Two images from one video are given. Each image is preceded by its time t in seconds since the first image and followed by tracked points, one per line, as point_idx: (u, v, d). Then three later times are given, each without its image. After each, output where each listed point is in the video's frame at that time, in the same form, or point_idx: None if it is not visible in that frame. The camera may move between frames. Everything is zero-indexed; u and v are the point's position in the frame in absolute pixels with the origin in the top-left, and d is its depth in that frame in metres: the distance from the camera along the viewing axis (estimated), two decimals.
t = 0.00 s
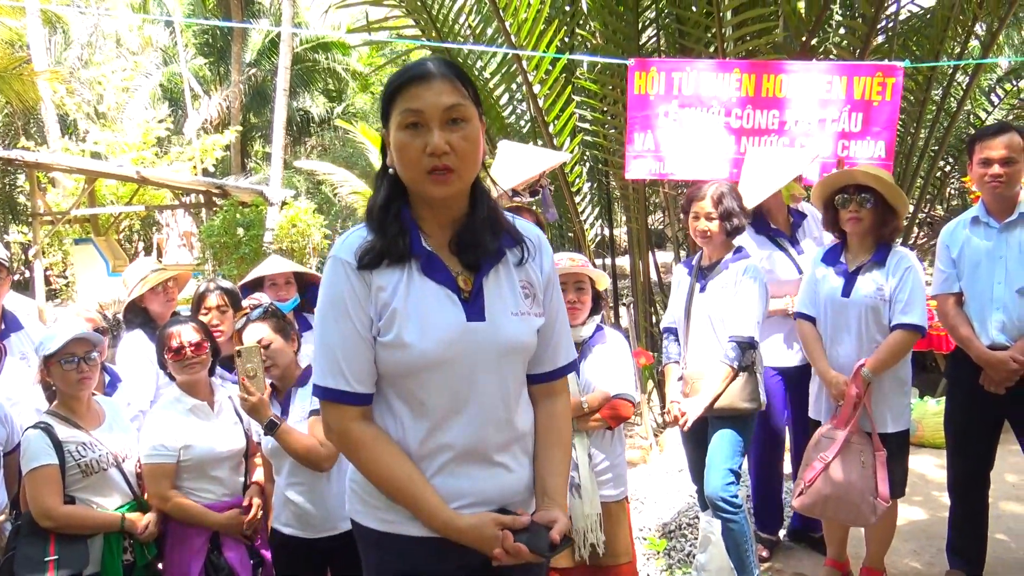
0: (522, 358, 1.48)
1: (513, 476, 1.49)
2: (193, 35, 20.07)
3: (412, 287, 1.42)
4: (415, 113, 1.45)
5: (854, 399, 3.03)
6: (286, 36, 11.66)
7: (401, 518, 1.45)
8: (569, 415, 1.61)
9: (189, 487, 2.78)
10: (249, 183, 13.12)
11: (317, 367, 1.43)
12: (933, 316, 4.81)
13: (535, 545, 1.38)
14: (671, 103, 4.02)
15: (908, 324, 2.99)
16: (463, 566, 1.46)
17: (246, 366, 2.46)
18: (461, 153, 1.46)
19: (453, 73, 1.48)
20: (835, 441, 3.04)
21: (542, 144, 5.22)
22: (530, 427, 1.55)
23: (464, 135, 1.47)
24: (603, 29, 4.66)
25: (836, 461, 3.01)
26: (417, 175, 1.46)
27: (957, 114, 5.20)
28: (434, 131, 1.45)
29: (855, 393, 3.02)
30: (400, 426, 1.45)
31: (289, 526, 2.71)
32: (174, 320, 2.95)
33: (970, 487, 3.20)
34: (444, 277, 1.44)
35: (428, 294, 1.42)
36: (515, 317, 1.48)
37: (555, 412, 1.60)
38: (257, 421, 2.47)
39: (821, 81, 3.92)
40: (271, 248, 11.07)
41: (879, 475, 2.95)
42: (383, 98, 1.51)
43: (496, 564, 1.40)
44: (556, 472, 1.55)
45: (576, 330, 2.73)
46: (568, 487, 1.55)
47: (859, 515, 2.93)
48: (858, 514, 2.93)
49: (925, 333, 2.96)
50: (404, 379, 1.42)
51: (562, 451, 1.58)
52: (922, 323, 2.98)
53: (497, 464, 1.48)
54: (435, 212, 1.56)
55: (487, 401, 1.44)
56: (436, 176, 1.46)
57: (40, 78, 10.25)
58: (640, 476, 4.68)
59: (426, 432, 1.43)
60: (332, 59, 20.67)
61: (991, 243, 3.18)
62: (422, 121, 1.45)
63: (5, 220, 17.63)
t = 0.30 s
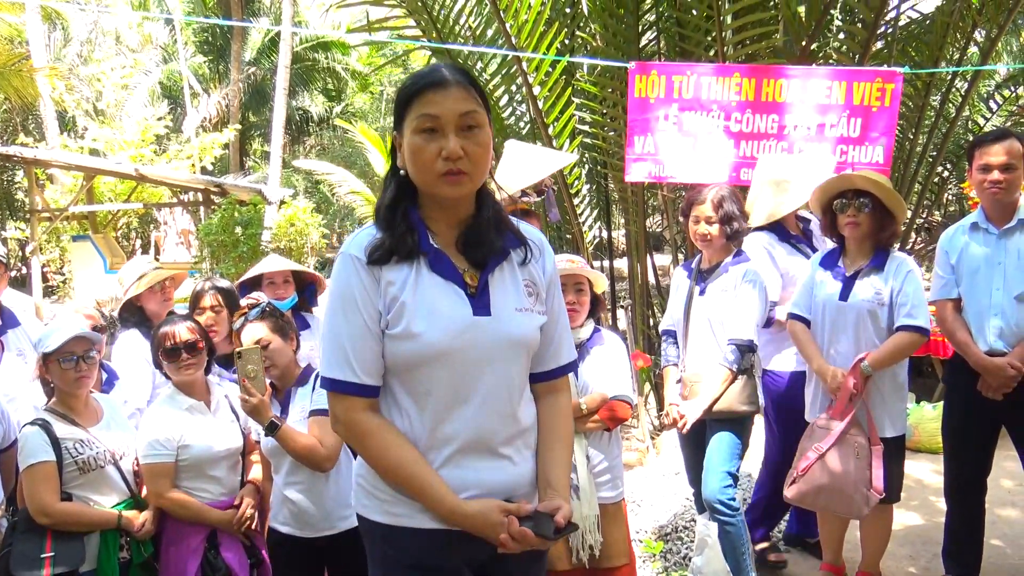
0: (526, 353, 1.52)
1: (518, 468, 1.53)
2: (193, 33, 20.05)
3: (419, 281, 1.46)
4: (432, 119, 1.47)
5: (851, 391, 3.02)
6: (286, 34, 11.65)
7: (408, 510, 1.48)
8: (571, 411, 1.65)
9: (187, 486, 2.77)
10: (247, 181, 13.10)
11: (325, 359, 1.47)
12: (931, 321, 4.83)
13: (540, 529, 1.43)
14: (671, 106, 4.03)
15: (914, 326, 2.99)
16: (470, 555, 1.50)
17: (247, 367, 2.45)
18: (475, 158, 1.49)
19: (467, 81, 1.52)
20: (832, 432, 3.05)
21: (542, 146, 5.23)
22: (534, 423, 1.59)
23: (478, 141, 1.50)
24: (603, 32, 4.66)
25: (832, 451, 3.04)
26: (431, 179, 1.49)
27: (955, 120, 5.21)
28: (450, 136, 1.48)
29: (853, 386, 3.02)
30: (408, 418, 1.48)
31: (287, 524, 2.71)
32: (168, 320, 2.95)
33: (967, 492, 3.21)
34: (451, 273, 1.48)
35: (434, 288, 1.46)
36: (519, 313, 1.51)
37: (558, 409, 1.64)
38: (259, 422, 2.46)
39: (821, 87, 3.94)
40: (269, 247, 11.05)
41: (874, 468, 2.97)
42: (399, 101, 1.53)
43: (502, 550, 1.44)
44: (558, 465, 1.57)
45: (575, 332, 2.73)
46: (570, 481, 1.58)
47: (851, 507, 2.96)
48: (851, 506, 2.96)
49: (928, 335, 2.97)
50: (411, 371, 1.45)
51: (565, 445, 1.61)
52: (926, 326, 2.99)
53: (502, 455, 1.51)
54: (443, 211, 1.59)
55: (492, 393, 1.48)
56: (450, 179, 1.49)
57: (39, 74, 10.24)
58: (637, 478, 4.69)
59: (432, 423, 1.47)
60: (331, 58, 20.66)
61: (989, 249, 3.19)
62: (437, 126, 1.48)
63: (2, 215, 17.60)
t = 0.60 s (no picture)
0: (525, 348, 1.56)
1: (521, 462, 1.56)
2: (191, 33, 20.03)
3: (423, 281, 1.47)
4: (507, 139, 1.50)
5: (846, 407, 3.04)
6: (285, 34, 11.64)
7: (418, 511, 1.49)
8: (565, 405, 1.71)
9: (184, 486, 2.77)
10: (245, 181, 13.10)
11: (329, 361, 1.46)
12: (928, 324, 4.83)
13: (551, 518, 1.47)
14: (670, 109, 4.03)
15: (905, 335, 3.04)
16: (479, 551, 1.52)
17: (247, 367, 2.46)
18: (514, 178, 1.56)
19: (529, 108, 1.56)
20: (826, 446, 3.05)
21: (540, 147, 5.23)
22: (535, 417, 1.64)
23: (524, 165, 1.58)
24: (602, 33, 4.66)
25: (829, 465, 3.03)
26: (486, 196, 1.53)
27: (953, 124, 5.22)
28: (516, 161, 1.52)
29: (848, 400, 3.03)
30: (413, 418, 1.49)
31: (286, 524, 2.71)
32: (166, 320, 2.94)
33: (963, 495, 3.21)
34: (453, 272, 1.50)
35: (438, 287, 1.47)
36: (518, 309, 1.56)
37: (552, 404, 1.70)
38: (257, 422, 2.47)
39: (819, 90, 3.95)
40: (266, 248, 11.04)
41: (872, 481, 2.96)
42: (465, 108, 1.49)
43: (515, 543, 1.47)
44: (559, 455, 1.63)
45: (572, 332, 2.73)
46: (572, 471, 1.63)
47: (851, 522, 2.96)
48: (851, 521, 2.96)
49: (918, 345, 3.02)
50: (416, 370, 1.47)
51: (562, 437, 1.66)
52: (919, 334, 3.03)
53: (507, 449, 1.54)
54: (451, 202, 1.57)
55: (496, 389, 1.51)
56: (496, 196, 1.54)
57: (37, 73, 10.23)
58: (634, 480, 4.69)
59: (438, 420, 1.48)
60: (330, 58, 20.64)
61: (986, 253, 3.20)
62: (509, 150, 1.50)
63: None
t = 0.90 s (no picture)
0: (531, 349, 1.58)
1: (528, 459, 1.58)
2: (189, 32, 20.01)
3: (440, 278, 1.47)
4: (508, 133, 1.49)
5: (842, 412, 3.03)
6: (283, 34, 11.62)
7: (432, 510, 1.48)
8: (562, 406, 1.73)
9: (181, 485, 2.78)
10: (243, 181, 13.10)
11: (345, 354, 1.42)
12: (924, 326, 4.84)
13: (565, 512, 1.48)
14: (667, 109, 4.03)
15: (898, 338, 3.04)
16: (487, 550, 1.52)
17: (246, 366, 2.46)
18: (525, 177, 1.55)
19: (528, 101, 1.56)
20: (824, 451, 3.02)
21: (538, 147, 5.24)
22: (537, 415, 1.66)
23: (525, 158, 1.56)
24: (600, 34, 4.66)
25: (826, 471, 3.00)
26: (490, 191, 1.52)
27: (950, 126, 5.22)
28: (517, 153, 1.51)
29: (843, 405, 3.02)
30: (427, 414, 1.48)
31: (284, 524, 2.71)
32: (163, 319, 2.94)
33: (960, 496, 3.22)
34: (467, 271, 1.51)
35: (455, 286, 1.48)
36: (527, 311, 1.58)
37: (551, 405, 1.71)
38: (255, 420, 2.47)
39: (817, 91, 3.94)
40: (263, 247, 11.02)
41: (868, 488, 2.95)
42: (463, 103, 1.49)
43: (530, 539, 1.48)
44: (562, 452, 1.66)
45: (570, 332, 2.72)
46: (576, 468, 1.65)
47: (849, 528, 2.94)
48: (849, 526, 2.94)
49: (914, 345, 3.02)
50: (432, 367, 1.46)
51: (560, 437, 1.68)
52: (912, 335, 3.03)
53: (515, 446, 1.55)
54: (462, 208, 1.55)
55: (507, 388, 1.53)
56: (500, 191, 1.53)
57: (35, 72, 10.21)
58: (631, 480, 4.69)
59: (453, 417, 1.48)
60: (328, 58, 20.62)
61: (983, 254, 3.21)
62: (510, 142, 1.50)
63: None
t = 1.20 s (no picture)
0: (534, 351, 1.56)
1: (527, 461, 1.56)
2: (187, 31, 20.00)
3: (437, 280, 1.47)
4: (442, 115, 1.51)
5: (839, 413, 3.03)
6: (281, 33, 11.61)
7: (426, 508, 1.48)
8: (569, 407, 1.71)
9: (177, 485, 2.76)
10: (241, 180, 13.08)
11: (342, 355, 1.43)
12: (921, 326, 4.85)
13: (557, 521, 1.45)
14: (665, 110, 4.04)
15: (895, 338, 3.04)
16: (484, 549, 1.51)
17: (245, 364, 2.44)
18: (483, 157, 1.52)
19: (480, 82, 1.55)
20: (821, 451, 3.03)
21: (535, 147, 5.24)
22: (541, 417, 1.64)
23: (487, 140, 1.52)
24: (598, 34, 4.66)
25: (822, 472, 3.01)
26: (439, 175, 1.52)
27: (948, 127, 5.23)
28: (459, 133, 1.50)
29: (842, 406, 3.03)
30: (425, 415, 1.48)
31: (282, 524, 2.71)
32: (161, 318, 2.93)
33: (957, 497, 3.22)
34: (467, 272, 1.50)
35: (452, 288, 1.47)
36: (530, 312, 1.56)
37: (559, 406, 1.69)
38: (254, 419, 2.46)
39: (814, 92, 3.94)
40: (261, 246, 11.00)
41: (864, 490, 2.95)
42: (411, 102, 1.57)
43: (521, 544, 1.46)
44: (564, 455, 1.63)
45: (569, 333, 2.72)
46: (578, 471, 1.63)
47: (844, 529, 2.93)
48: (843, 528, 2.93)
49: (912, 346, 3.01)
50: (428, 369, 1.45)
51: (566, 439, 1.66)
52: (910, 336, 3.03)
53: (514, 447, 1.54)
54: (452, 209, 1.61)
55: (506, 391, 1.51)
56: (457, 176, 1.52)
57: (32, 71, 10.20)
58: (628, 480, 4.69)
59: (449, 419, 1.47)
60: (326, 58, 20.60)
61: (980, 256, 3.21)
62: (447, 122, 1.51)
63: None
